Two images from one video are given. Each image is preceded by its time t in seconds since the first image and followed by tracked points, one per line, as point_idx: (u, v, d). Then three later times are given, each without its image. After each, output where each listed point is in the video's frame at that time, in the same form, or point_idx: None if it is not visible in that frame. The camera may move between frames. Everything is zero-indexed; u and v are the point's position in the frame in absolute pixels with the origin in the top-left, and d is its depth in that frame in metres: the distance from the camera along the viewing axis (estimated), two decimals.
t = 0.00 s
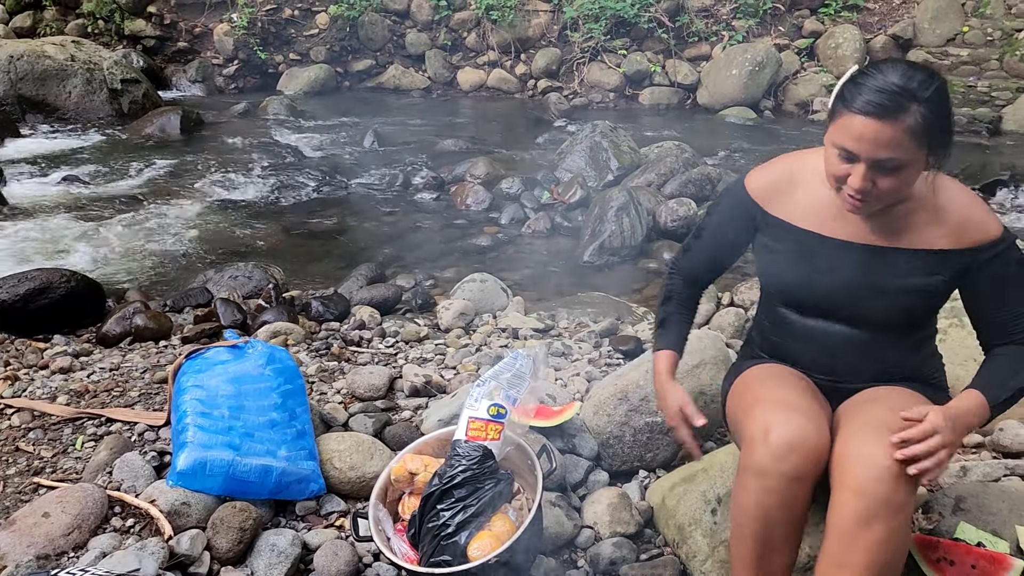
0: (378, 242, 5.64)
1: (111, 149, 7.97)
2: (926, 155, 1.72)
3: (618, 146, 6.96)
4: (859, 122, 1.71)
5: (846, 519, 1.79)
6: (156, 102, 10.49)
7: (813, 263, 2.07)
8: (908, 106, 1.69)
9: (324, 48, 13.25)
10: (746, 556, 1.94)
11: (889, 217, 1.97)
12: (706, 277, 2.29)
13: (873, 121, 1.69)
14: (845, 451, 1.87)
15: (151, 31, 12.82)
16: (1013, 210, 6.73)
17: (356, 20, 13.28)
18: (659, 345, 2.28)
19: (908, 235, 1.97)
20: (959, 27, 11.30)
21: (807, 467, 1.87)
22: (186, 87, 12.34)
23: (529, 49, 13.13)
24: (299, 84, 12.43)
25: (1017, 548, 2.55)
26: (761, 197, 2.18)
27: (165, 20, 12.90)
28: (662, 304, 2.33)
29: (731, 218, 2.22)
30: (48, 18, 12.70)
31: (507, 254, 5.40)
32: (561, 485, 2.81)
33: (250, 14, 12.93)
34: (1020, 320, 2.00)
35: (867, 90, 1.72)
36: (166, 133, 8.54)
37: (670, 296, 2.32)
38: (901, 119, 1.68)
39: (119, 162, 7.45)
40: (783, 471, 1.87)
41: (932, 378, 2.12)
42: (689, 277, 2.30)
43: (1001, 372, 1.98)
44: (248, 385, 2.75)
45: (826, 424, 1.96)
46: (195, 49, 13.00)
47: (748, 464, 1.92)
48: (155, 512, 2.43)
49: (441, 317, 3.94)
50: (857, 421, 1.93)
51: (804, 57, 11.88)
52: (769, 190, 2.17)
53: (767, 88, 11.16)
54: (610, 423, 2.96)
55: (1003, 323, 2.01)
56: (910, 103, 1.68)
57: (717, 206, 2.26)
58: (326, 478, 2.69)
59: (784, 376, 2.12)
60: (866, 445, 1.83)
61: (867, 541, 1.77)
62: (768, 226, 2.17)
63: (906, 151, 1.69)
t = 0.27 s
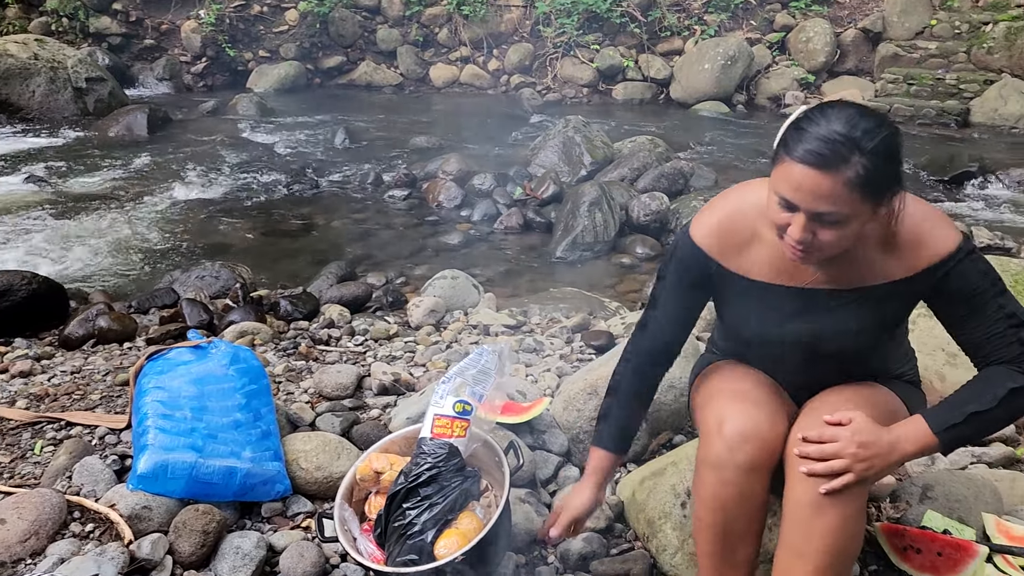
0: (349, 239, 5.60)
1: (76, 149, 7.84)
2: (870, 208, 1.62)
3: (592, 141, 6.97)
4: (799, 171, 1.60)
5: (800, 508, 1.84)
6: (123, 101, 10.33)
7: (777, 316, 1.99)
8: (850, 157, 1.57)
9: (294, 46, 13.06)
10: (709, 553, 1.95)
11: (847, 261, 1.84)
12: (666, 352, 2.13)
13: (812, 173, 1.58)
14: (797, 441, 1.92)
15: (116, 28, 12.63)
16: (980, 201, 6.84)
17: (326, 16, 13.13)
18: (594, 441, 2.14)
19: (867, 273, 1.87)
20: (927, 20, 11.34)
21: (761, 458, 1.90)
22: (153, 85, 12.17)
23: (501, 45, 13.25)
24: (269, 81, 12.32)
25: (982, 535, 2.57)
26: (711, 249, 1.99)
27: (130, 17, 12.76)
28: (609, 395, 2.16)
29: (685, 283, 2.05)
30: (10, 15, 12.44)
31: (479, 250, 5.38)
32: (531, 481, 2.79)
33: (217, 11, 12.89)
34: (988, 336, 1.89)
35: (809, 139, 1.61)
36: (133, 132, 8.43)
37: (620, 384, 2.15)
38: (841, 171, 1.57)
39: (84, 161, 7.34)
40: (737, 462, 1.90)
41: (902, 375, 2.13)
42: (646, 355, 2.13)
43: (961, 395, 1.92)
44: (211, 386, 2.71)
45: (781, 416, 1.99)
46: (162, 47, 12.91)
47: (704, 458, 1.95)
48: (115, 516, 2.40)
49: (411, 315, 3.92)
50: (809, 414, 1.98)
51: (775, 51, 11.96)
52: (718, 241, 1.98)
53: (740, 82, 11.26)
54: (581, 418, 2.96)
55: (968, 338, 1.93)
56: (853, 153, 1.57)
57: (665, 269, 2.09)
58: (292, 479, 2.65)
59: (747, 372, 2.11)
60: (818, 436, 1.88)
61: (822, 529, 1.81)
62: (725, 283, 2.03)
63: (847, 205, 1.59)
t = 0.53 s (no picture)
0: (318, 237, 5.55)
1: (39, 149, 7.71)
2: (779, 238, 1.64)
3: (562, 135, 6.98)
4: (701, 213, 1.63)
5: (766, 496, 1.89)
6: (86, 100, 10.17)
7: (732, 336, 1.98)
8: (751, 196, 1.60)
9: (261, 41, 12.99)
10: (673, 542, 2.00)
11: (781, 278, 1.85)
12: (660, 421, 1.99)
13: (713, 216, 1.61)
14: (761, 432, 1.98)
15: (79, 26, 12.49)
16: (946, 190, 6.94)
17: (294, 12, 13.06)
18: (672, 520, 1.89)
19: (804, 282, 1.88)
20: (894, 11, 11.51)
21: (713, 445, 2.00)
22: (118, 83, 12.01)
23: (471, 39, 13.17)
24: (236, 79, 12.18)
25: (946, 520, 2.58)
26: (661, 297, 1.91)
27: (93, 15, 12.57)
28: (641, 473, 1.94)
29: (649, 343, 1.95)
30: None
31: (450, 246, 5.36)
32: (499, 477, 2.77)
33: (183, 7, 12.69)
34: (934, 317, 1.88)
35: (708, 180, 1.63)
36: (97, 131, 8.32)
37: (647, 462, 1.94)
38: (744, 211, 1.59)
39: (47, 161, 7.23)
40: (689, 454, 1.98)
41: (862, 357, 2.17)
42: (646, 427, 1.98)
43: (916, 381, 1.94)
44: (172, 387, 2.68)
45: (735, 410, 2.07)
46: (126, 44, 12.75)
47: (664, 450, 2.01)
48: (72, 522, 2.33)
49: (379, 312, 3.92)
50: (771, 405, 2.04)
51: (745, 43, 12.03)
52: (661, 284, 1.91)
53: (709, 75, 11.35)
54: (548, 413, 2.95)
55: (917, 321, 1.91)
56: (752, 192, 1.60)
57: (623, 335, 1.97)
58: (256, 479, 2.61)
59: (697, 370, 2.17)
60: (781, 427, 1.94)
61: (783, 518, 1.86)
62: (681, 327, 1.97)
63: (753, 241, 1.62)
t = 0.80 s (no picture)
0: (287, 235, 5.52)
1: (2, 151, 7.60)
2: (738, 220, 1.65)
3: (533, 131, 7.00)
4: (661, 198, 1.63)
5: (729, 488, 1.85)
6: (51, 101, 10.03)
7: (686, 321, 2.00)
8: (709, 179, 1.60)
9: (230, 39, 12.90)
10: (634, 536, 1.95)
11: (739, 261, 1.86)
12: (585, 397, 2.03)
13: (673, 200, 1.61)
14: (725, 424, 1.95)
15: (43, 25, 12.30)
16: (913, 180, 7.03)
17: (262, 10, 13.04)
18: (520, 491, 1.95)
19: (762, 267, 1.89)
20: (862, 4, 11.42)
21: (673, 438, 1.95)
22: (84, 83, 11.79)
23: (442, 35, 13.13)
24: (205, 77, 12.05)
25: (909, 508, 2.55)
26: (610, 280, 1.95)
27: (57, 14, 12.39)
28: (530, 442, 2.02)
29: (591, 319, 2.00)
30: None
31: (420, 244, 5.35)
32: (466, 474, 2.76)
33: (148, 5, 12.54)
34: (887, 301, 1.87)
35: (667, 165, 1.63)
36: (62, 132, 8.22)
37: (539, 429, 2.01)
38: (703, 195, 1.59)
39: (11, 163, 7.13)
40: (651, 446, 1.93)
41: (822, 349, 2.18)
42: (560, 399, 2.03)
43: (872, 367, 1.93)
44: (131, 390, 2.64)
45: (697, 402, 2.04)
46: (91, 43, 12.57)
47: (623, 443, 1.97)
48: (29, 529, 2.31)
49: (348, 311, 3.92)
50: (735, 399, 2.02)
51: (716, 38, 12.10)
52: (611, 268, 1.95)
53: (681, 69, 11.43)
54: (514, 410, 2.95)
55: (871, 307, 1.92)
56: (711, 176, 1.60)
57: (569, 312, 2.03)
58: (219, 482, 2.59)
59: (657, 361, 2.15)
60: (745, 418, 1.90)
61: (750, 509, 1.81)
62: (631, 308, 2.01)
63: (712, 225, 1.62)
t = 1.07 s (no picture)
0: (266, 234, 5.49)
1: None
2: (710, 208, 1.65)
3: (513, 127, 7.00)
4: (632, 186, 1.63)
5: (697, 476, 1.84)
6: (26, 100, 9.94)
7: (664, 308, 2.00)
8: (678, 167, 1.60)
9: (207, 37, 12.71)
10: (610, 530, 1.96)
11: (714, 249, 1.86)
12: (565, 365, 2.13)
13: (644, 189, 1.62)
14: (690, 413, 1.94)
15: (17, 25, 12.16)
16: (891, 172, 7.08)
17: (240, 7, 13.01)
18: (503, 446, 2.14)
19: (737, 256, 1.88)
20: None
21: (649, 430, 1.93)
22: (59, 82, 11.60)
23: (422, 31, 13.08)
24: (182, 75, 11.95)
25: (886, 496, 2.56)
26: (585, 266, 1.99)
27: (31, 13, 12.25)
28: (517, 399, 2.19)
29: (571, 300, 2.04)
30: None
31: (400, 241, 5.34)
32: (444, 471, 2.76)
33: (124, 4, 12.41)
34: (857, 294, 1.87)
35: (637, 154, 1.63)
36: (37, 132, 8.13)
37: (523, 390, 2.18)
38: (671, 183, 1.60)
39: None
40: (626, 438, 1.92)
41: (798, 342, 2.17)
42: (540, 364, 2.15)
43: (838, 358, 1.92)
44: (103, 390, 2.62)
45: (671, 391, 2.03)
46: (67, 43, 12.44)
47: (596, 436, 1.96)
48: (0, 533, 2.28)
49: (326, 309, 3.91)
50: (703, 387, 2.02)
51: (696, 32, 12.12)
52: (589, 253, 1.97)
53: (661, 64, 11.47)
54: (492, 405, 2.93)
55: (840, 299, 1.91)
56: (680, 164, 1.60)
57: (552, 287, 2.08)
58: (194, 482, 2.57)
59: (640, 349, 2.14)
60: (708, 407, 1.90)
61: (719, 499, 1.81)
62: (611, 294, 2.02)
63: (683, 213, 1.63)
